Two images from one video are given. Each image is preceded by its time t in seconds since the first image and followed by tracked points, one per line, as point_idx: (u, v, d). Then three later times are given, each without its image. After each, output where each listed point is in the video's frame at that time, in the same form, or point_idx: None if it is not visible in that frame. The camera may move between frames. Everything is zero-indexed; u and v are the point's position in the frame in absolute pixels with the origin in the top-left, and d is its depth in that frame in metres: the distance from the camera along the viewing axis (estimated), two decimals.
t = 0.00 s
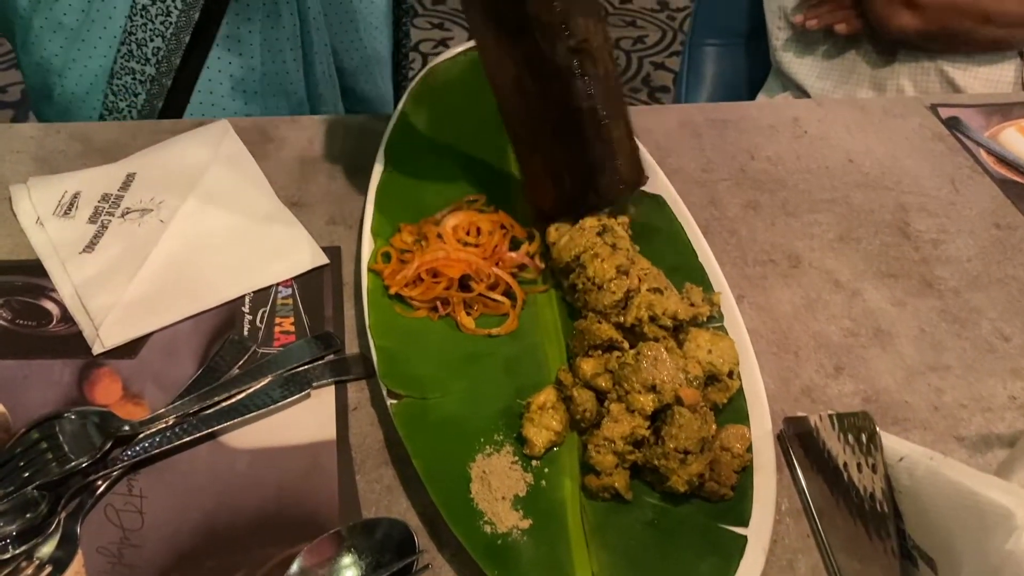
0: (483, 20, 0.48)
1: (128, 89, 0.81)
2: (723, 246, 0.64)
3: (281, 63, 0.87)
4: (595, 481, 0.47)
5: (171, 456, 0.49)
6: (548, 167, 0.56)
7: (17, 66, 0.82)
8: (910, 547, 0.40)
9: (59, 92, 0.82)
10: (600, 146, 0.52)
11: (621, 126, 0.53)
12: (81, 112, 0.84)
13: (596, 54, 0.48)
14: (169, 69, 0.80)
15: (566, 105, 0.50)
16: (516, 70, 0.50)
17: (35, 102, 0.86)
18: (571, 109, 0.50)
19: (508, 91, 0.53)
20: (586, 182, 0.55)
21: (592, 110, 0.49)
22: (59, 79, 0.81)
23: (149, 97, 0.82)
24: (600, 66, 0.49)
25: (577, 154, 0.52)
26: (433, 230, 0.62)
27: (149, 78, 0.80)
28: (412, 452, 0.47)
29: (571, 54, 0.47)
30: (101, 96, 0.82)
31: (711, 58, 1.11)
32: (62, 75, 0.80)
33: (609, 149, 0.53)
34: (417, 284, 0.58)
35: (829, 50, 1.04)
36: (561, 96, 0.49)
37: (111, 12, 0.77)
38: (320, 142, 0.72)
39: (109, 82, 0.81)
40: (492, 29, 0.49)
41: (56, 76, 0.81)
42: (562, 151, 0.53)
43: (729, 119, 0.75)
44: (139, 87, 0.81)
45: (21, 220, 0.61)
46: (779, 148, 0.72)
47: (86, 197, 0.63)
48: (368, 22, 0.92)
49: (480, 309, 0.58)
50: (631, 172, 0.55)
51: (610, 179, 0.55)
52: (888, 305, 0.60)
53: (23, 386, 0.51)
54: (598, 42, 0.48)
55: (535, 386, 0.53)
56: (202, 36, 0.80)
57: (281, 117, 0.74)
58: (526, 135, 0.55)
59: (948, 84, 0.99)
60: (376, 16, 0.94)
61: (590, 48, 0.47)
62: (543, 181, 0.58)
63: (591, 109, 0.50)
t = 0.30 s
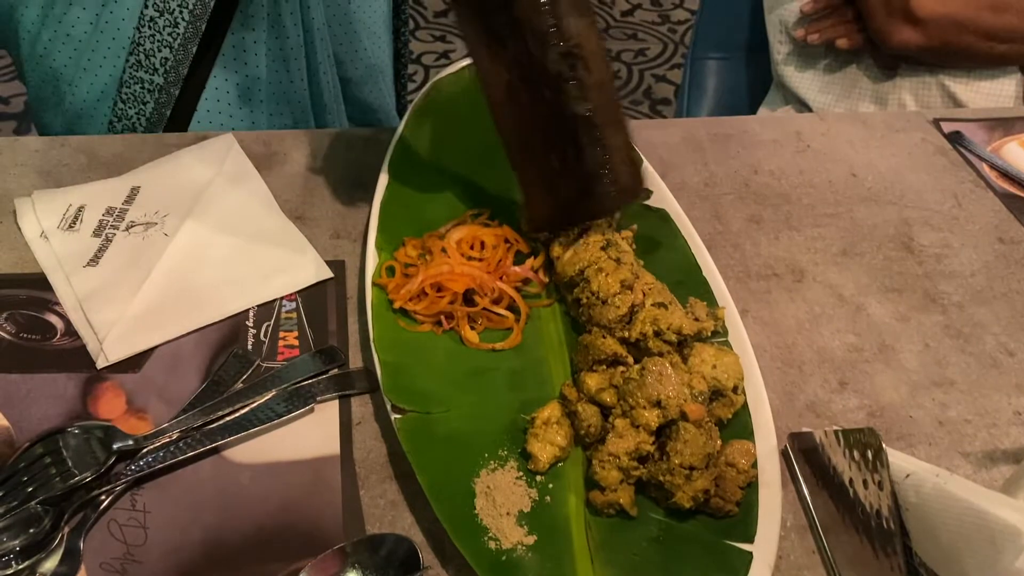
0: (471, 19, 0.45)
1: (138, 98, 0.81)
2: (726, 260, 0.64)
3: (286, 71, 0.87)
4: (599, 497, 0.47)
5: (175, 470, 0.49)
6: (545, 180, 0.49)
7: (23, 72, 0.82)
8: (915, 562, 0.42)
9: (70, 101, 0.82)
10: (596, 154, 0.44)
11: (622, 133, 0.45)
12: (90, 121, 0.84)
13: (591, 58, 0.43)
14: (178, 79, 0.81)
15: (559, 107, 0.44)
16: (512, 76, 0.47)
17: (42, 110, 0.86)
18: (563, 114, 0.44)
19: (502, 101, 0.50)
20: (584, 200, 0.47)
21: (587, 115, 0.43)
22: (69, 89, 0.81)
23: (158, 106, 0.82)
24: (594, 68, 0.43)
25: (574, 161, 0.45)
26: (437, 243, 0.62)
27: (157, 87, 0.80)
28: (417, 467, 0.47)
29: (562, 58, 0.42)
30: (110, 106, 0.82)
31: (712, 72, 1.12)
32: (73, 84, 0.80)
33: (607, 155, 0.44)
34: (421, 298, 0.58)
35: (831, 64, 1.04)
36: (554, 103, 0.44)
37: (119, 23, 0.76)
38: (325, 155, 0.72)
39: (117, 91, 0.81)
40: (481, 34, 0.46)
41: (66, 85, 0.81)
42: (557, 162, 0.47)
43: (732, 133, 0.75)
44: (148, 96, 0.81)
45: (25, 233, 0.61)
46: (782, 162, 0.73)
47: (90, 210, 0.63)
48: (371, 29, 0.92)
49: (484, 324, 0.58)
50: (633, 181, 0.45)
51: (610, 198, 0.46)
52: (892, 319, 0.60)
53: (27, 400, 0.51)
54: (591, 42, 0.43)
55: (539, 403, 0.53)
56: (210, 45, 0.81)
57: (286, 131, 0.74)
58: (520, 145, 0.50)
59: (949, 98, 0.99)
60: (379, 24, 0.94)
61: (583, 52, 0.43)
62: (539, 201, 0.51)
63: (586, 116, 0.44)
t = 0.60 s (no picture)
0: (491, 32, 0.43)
1: (124, 94, 0.81)
2: (729, 277, 0.64)
3: (271, 82, 0.88)
4: (603, 515, 0.46)
5: (177, 486, 0.49)
6: (573, 199, 0.47)
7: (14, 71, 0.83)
8: None
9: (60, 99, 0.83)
10: (625, 169, 0.45)
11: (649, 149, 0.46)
12: (81, 119, 0.85)
13: (616, 69, 0.44)
14: (163, 78, 0.81)
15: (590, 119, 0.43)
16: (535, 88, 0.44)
17: (33, 108, 0.86)
18: (592, 127, 0.44)
19: (526, 119, 0.47)
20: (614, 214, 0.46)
21: (614, 126, 0.44)
22: (61, 84, 0.82)
23: (144, 102, 0.82)
24: (621, 77, 0.44)
25: (604, 174, 0.45)
26: (440, 259, 0.62)
27: (143, 85, 0.81)
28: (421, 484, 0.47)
29: (591, 68, 0.43)
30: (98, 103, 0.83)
31: (715, 87, 1.13)
32: (63, 80, 0.82)
33: (635, 172, 0.45)
34: (424, 314, 0.58)
35: (831, 80, 1.05)
36: (580, 117, 0.44)
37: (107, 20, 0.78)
38: (329, 171, 0.73)
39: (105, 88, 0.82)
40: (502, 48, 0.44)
41: (57, 82, 0.82)
42: (587, 177, 0.45)
43: (734, 149, 0.75)
44: (134, 93, 0.81)
45: (29, 247, 0.62)
46: (785, 178, 0.73)
47: (94, 226, 0.64)
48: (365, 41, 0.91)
49: (487, 340, 0.58)
50: (666, 200, 0.46)
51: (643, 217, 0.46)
52: (895, 336, 0.60)
53: (31, 416, 0.51)
54: (618, 54, 0.44)
55: (542, 420, 0.53)
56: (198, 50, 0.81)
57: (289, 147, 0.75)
58: (543, 163, 0.48)
59: (949, 115, 1.00)
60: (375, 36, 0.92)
61: (610, 62, 0.43)
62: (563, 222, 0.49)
63: (613, 129, 0.44)
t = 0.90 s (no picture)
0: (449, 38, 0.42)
1: (114, 96, 0.80)
2: (732, 286, 0.64)
3: (259, 87, 0.88)
4: (606, 524, 0.46)
5: (178, 494, 0.49)
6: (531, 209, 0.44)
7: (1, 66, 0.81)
8: None
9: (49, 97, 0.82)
10: (588, 178, 0.42)
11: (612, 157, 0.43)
12: (70, 118, 0.83)
13: (580, 73, 0.41)
14: (153, 80, 0.80)
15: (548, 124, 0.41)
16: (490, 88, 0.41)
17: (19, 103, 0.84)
18: (553, 131, 0.41)
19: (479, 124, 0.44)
20: (573, 224, 0.43)
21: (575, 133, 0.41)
22: (51, 83, 0.81)
23: (134, 103, 0.81)
24: (586, 82, 0.42)
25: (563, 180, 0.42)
26: (442, 268, 0.62)
27: (133, 87, 0.80)
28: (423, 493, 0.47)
29: (553, 69, 0.40)
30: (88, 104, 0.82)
31: (717, 97, 1.13)
32: (54, 79, 0.80)
33: (598, 182, 0.42)
34: (427, 322, 0.58)
35: (832, 90, 1.04)
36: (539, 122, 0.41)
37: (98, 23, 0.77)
38: (333, 180, 0.73)
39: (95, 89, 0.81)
40: (459, 53, 0.43)
41: (47, 81, 0.80)
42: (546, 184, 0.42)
43: (736, 158, 0.76)
44: (124, 94, 0.80)
45: (33, 255, 0.62)
46: (787, 188, 0.73)
47: (97, 234, 0.64)
48: (350, 44, 0.93)
49: (490, 347, 0.58)
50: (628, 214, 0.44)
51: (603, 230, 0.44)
52: (898, 345, 0.60)
53: (33, 423, 0.51)
54: (580, 58, 0.41)
55: (545, 428, 0.53)
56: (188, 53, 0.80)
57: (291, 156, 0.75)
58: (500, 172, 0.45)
59: (951, 125, 0.99)
60: (359, 39, 0.94)
61: (572, 66, 0.41)
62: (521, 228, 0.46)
63: (574, 135, 0.41)
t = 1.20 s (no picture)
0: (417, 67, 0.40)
1: (118, 115, 0.83)
2: (733, 301, 0.65)
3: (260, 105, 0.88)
4: (609, 537, 0.47)
5: (187, 507, 0.49)
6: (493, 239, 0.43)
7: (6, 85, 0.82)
8: None
9: (53, 116, 0.83)
10: (555, 210, 0.41)
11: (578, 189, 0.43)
12: (75, 136, 0.85)
13: (549, 104, 0.40)
14: (155, 99, 0.84)
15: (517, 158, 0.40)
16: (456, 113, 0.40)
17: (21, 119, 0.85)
18: (519, 161, 0.40)
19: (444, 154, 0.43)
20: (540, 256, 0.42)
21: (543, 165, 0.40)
22: (55, 101, 0.82)
23: (137, 122, 0.84)
24: (556, 113, 0.40)
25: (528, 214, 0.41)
26: (447, 283, 0.63)
27: (136, 106, 0.83)
28: (428, 506, 0.47)
29: (522, 103, 0.39)
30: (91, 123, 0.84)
31: (717, 113, 1.15)
32: (58, 97, 0.81)
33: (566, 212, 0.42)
34: (431, 337, 0.59)
35: (832, 104, 1.06)
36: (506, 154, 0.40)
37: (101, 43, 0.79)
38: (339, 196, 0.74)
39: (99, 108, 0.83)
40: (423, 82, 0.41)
41: (51, 100, 0.82)
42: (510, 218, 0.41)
43: (737, 174, 0.77)
44: (127, 113, 0.83)
45: (43, 271, 0.63)
46: (787, 204, 0.74)
47: (107, 250, 0.65)
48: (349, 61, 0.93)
49: (494, 362, 0.59)
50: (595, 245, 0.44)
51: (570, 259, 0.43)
52: (897, 360, 0.61)
53: (44, 437, 0.52)
54: (550, 92, 0.40)
55: (548, 441, 0.53)
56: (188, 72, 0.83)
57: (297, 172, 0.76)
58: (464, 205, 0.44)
59: (950, 141, 1.02)
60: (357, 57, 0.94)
61: (542, 98, 0.40)
62: (487, 255, 0.44)
63: (543, 166, 0.40)
